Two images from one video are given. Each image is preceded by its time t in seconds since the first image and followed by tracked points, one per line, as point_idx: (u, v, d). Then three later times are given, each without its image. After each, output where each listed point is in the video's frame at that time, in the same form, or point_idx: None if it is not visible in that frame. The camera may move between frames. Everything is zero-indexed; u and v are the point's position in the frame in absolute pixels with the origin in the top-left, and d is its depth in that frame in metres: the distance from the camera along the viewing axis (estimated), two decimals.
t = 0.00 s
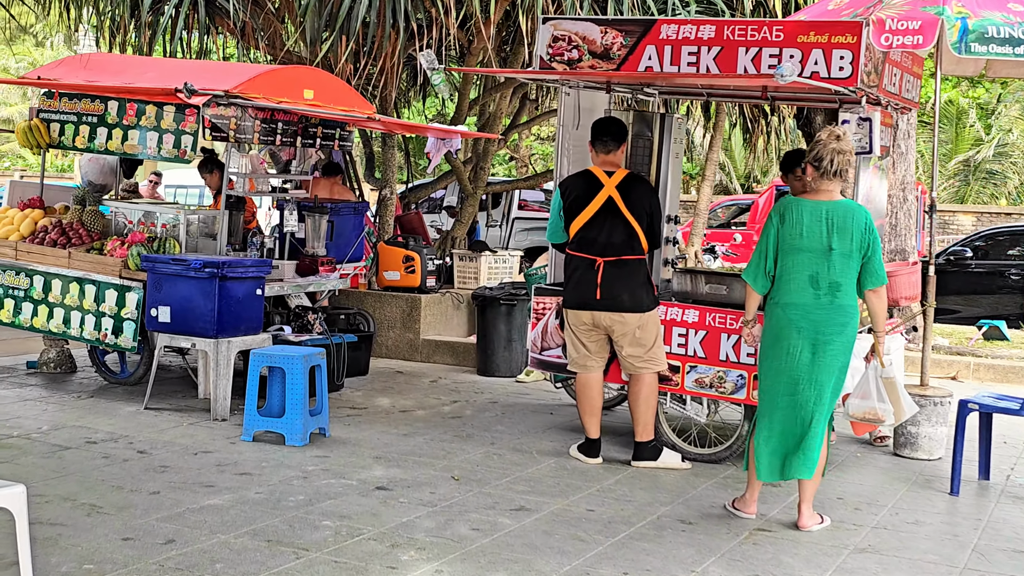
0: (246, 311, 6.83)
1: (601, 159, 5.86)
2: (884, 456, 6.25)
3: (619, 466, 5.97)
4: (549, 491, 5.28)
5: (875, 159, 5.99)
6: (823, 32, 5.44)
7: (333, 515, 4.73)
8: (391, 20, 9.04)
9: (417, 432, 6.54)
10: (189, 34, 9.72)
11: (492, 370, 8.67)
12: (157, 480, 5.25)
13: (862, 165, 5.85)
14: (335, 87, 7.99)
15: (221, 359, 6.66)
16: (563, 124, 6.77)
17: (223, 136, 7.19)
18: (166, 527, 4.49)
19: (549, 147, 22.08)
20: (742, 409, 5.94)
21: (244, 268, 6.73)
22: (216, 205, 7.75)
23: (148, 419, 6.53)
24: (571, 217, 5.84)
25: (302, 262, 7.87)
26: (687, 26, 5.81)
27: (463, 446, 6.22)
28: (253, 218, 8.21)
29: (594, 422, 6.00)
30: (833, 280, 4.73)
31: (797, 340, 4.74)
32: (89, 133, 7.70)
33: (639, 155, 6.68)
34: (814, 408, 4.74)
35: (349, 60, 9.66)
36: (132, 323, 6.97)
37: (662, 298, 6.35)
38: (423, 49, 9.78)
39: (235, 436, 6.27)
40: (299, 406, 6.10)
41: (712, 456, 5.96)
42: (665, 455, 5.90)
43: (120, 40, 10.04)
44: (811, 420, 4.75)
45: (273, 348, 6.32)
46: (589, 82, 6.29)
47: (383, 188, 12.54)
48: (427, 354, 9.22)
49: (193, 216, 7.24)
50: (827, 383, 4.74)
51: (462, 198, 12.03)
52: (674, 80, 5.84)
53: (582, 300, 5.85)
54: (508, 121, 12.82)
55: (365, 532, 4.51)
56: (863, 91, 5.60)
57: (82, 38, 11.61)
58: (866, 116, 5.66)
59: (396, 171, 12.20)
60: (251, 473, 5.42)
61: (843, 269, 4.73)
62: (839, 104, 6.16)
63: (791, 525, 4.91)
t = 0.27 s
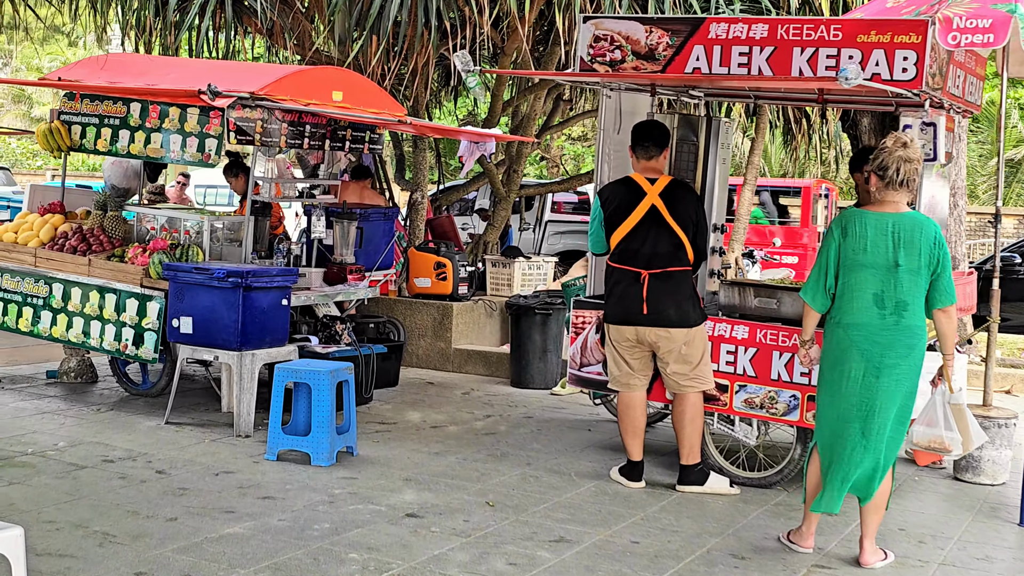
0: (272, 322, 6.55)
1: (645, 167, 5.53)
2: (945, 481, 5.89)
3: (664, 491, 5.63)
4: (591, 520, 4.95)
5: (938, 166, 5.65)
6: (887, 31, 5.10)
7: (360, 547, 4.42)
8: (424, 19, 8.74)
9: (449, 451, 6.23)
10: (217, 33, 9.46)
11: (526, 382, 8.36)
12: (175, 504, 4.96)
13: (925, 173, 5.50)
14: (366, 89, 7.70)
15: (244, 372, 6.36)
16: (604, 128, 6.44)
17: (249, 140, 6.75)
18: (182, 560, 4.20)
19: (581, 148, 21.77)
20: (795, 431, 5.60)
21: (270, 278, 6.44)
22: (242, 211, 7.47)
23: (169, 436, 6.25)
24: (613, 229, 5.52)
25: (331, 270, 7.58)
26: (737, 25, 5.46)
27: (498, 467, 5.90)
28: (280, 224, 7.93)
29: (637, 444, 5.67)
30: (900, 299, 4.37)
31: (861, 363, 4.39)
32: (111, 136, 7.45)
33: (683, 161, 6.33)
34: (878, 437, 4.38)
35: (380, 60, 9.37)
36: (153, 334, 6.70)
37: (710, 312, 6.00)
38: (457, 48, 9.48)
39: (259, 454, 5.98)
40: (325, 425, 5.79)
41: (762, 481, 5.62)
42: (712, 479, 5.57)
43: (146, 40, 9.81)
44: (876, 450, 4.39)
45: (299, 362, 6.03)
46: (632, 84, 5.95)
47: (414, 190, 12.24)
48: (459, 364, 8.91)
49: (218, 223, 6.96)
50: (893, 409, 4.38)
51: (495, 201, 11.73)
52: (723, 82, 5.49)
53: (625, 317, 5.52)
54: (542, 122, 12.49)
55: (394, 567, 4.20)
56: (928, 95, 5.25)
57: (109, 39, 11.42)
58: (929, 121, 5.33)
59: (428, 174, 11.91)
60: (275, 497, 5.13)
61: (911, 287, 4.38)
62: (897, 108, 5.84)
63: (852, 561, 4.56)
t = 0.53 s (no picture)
0: (302, 326, 6.28)
1: (691, 164, 5.23)
2: (1014, 500, 5.54)
3: (715, 508, 5.32)
4: (640, 540, 4.64)
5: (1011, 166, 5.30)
6: (959, 20, 4.78)
7: (395, 569, 4.13)
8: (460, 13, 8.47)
9: (487, 462, 5.94)
10: (248, 29, 9.22)
11: (565, 390, 8.06)
12: (199, 519, 4.70)
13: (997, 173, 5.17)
14: (401, 85, 7.43)
15: (274, 379, 6.11)
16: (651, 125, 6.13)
17: (279, 136, 6.62)
18: None
19: (615, 151, 21.44)
20: (854, 446, 5.29)
21: (300, 280, 6.18)
22: (272, 211, 7.21)
23: (195, 445, 6.00)
24: (656, 230, 5.23)
25: (364, 273, 7.32)
26: (796, 14, 5.15)
27: (538, 480, 5.60)
28: (311, 225, 7.68)
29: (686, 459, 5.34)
30: (979, 306, 4.05)
31: (935, 375, 4.06)
32: (138, 133, 7.22)
33: (734, 159, 6.02)
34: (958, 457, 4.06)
35: (414, 57, 9.10)
36: (180, 338, 6.45)
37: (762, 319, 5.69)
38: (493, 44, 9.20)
39: (288, 465, 5.71)
40: (358, 435, 5.52)
41: (819, 498, 5.31)
42: (766, 495, 5.25)
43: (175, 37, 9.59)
44: (954, 468, 4.06)
45: (331, 369, 5.77)
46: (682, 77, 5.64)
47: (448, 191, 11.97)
48: (494, 370, 8.63)
49: (247, 222, 6.71)
50: (973, 426, 4.06)
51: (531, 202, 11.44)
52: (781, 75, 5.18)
53: (669, 323, 5.22)
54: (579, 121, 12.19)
55: None
56: (1002, 90, 4.92)
57: (138, 37, 11.22)
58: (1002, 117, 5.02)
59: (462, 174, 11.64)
60: (305, 512, 4.85)
61: (990, 294, 4.06)
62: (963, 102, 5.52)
63: None
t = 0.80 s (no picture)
0: (333, 334, 6.04)
1: (740, 167, 4.95)
2: None
3: (768, 530, 5.04)
4: (690, 566, 4.36)
5: None
6: None
7: None
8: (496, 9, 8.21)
9: (525, 478, 5.67)
10: (278, 27, 8.99)
11: (604, 399, 7.79)
12: (224, 540, 4.46)
13: None
14: (435, 83, 7.19)
15: (303, 389, 5.87)
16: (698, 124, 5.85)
17: (311, 138, 6.31)
18: None
19: (648, 151, 21.11)
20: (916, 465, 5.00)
21: (330, 286, 5.94)
22: (303, 214, 6.98)
23: (222, 458, 5.77)
24: (702, 236, 4.96)
25: (397, 278, 7.08)
26: (856, 8, 4.88)
27: (579, 499, 5.33)
28: (342, 228, 7.44)
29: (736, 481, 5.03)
30: None
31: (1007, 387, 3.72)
32: (166, 133, 7.00)
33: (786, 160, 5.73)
34: None
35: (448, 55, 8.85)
36: (206, 345, 6.23)
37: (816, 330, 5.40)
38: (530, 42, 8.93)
39: (318, 480, 5.47)
40: (391, 450, 5.28)
41: (878, 521, 5.02)
42: (821, 517, 4.96)
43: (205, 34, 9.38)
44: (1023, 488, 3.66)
45: (364, 379, 5.53)
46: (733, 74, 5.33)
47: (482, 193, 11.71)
48: (530, 378, 8.36)
49: (277, 226, 6.48)
50: None
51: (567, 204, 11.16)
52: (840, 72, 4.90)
53: (715, 335, 4.94)
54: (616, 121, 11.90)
55: None
56: None
57: (169, 36, 11.03)
58: None
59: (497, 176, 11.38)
60: (335, 532, 4.61)
61: None
62: None
63: None
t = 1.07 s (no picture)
0: (364, 337, 5.79)
1: (795, 163, 4.65)
2: None
3: (825, 547, 4.73)
4: None
5: None
6: None
7: None
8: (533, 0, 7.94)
9: (565, 489, 5.40)
10: (309, 21, 8.75)
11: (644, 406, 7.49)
12: (250, 554, 4.21)
13: None
14: (472, 75, 6.93)
15: (334, 394, 5.60)
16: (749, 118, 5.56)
17: (343, 131, 6.09)
18: None
19: (683, 151, 20.76)
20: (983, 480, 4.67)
21: (362, 287, 5.68)
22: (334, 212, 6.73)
23: (248, 465, 5.53)
24: (754, 237, 4.66)
25: (431, 279, 6.81)
26: None
27: (623, 512, 5.04)
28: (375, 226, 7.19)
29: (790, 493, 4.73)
30: None
31: None
32: (193, 127, 6.78)
33: (843, 155, 5.42)
34: None
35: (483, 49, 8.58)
36: (233, 347, 5.99)
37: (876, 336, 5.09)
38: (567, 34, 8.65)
39: (348, 490, 5.22)
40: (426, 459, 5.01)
41: (943, 539, 4.71)
42: (882, 533, 4.64)
43: (234, 28, 9.15)
44: None
45: (397, 384, 5.27)
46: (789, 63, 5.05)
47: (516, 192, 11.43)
48: (567, 383, 8.08)
49: (308, 223, 6.24)
50: None
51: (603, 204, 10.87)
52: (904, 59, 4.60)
53: (767, 342, 4.64)
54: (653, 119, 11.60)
55: None
56: None
57: (198, 31, 10.82)
58: None
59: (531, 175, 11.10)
60: (366, 547, 4.35)
61: None
62: None
63: None
